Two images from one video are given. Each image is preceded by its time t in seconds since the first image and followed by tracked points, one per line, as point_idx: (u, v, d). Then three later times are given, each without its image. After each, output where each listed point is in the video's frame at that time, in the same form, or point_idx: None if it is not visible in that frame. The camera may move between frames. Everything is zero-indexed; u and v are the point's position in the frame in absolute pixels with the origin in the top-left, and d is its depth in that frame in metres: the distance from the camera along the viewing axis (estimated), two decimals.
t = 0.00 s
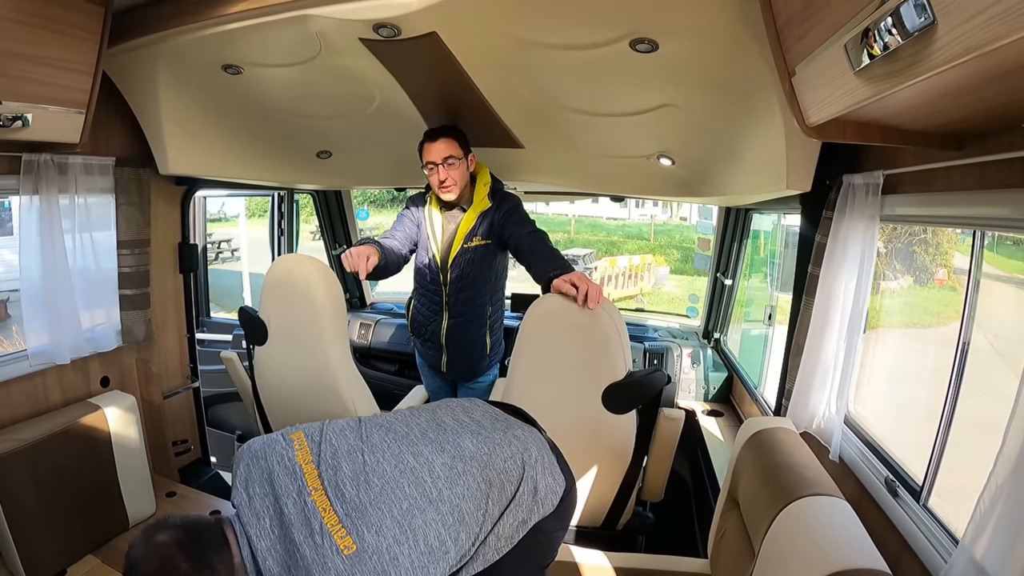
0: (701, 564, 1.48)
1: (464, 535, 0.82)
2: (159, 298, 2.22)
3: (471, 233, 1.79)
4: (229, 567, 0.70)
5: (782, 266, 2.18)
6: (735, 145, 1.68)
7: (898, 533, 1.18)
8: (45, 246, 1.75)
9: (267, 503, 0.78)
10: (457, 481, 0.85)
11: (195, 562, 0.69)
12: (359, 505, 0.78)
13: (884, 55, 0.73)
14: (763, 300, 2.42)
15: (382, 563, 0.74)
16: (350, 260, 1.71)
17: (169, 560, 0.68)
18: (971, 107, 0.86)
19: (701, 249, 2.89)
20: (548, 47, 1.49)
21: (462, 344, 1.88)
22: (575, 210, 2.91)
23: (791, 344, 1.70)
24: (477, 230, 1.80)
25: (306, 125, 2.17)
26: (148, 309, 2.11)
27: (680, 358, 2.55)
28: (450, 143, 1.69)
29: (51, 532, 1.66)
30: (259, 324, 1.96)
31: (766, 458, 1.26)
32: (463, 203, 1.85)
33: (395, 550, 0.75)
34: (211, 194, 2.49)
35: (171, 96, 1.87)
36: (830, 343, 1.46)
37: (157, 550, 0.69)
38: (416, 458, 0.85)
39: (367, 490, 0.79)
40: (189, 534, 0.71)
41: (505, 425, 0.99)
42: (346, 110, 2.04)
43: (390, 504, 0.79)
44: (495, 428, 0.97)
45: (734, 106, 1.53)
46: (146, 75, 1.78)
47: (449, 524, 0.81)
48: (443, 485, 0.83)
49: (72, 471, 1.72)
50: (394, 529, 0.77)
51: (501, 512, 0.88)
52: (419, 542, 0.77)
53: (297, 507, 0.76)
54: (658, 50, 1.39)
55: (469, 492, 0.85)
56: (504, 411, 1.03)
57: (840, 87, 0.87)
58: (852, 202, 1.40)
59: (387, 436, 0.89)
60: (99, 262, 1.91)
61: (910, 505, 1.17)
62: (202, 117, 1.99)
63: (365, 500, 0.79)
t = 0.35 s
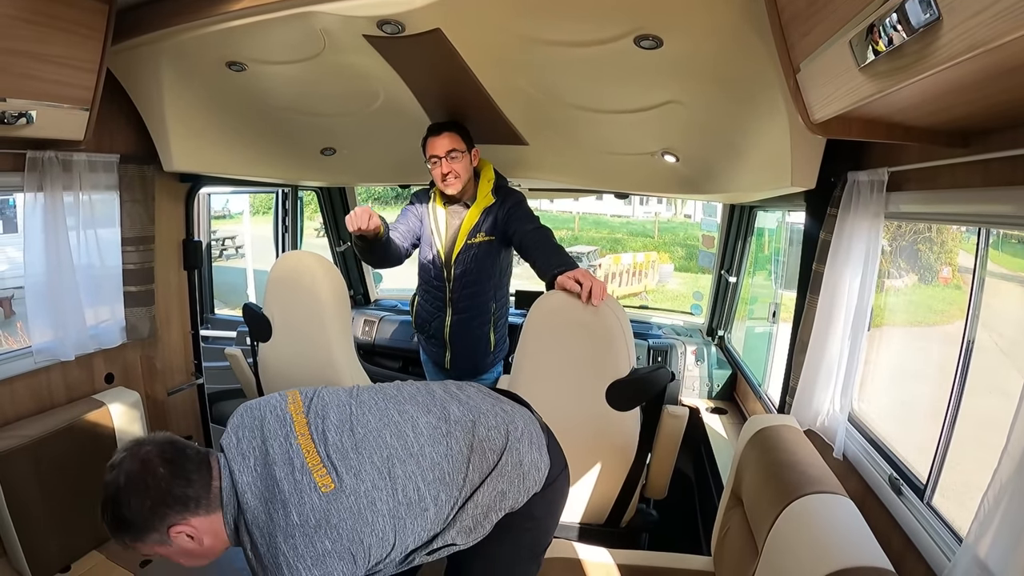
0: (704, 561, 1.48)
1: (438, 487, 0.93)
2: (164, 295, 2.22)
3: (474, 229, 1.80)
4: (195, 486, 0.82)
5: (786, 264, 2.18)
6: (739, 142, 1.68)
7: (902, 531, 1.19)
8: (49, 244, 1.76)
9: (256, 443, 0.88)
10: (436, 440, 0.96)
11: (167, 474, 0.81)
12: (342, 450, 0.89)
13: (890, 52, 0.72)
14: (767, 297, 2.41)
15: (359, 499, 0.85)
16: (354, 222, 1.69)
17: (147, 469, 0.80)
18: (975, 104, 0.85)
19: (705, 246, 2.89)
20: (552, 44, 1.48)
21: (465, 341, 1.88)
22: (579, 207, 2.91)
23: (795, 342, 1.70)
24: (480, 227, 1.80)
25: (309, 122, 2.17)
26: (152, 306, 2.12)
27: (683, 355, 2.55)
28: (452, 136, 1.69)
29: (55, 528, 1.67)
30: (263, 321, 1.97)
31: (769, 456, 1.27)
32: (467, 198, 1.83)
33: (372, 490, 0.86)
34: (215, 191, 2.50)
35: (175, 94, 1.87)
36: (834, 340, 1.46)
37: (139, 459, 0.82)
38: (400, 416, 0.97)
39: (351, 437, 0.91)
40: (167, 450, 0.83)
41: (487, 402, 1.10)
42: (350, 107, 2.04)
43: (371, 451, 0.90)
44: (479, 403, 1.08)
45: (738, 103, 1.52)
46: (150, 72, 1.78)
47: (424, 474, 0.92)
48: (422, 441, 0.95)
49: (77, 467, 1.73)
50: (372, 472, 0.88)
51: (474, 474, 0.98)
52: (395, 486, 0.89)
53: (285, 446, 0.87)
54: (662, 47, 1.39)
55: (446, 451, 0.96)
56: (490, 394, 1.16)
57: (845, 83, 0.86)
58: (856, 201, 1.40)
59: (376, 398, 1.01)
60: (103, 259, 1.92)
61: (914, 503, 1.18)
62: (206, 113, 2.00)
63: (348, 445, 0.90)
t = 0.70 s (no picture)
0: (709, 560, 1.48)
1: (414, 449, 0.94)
2: (170, 295, 2.24)
3: (481, 229, 1.80)
4: (175, 420, 0.83)
5: (792, 263, 2.17)
6: (744, 141, 1.68)
7: (907, 531, 1.18)
8: (56, 244, 1.77)
9: (243, 391, 0.89)
10: (420, 405, 0.96)
11: (150, 406, 0.82)
12: (323, 402, 0.90)
13: (895, 50, 0.72)
14: (773, 297, 2.41)
15: (330, 448, 0.86)
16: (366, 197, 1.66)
17: (132, 399, 0.82)
18: (979, 103, 0.85)
19: (711, 246, 2.88)
20: (556, 43, 1.49)
21: (471, 340, 1.88)
22: (584, 207, 2.91)
23: (801, 342, 1.70)
24: (486, 226, 1.80)
25: (314, 122, 2.18)
26: (158, 306, 2.14)
27: (688, 355, 2.55)
28: (459, 136, 1.69)
29: (62, 526, 1.69)
30: (269, 320, 1.94)
31: (775, 456, 1.27)
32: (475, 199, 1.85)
33: (345, 441, 0.88)
34: (221, 191, 2.51)
35: (181, 95, 1.89)
36: (840, 339, 1.45)
37: (127, 391, 0.84)
38: (388, 379, 0.98)
39: (334, 392, 0.92)
40: (155, 386, 0.85)
41: (481, 381, 1.10)
42: (355, 108, 2.05)
43: (351, 406, 0.91)
44: (472, 380, 1.08)
45: (743, 103, 1.52)
46: (156, 73, 1.80)
47: (402, 435, 0.93)
48: (406, 405, 0.95)
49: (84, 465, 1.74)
50: (349, 425, 0.89)
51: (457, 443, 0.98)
52: (370, 442, 0.90)
53: (269, 396, 0.89)
54: (667, 46, 1.39)
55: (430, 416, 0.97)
56: (487, 376, 1.15)
57: (851, 82, 0.86)
58: (862, 200, 1.40)
59: (368, 361, 1.02)
60: (110, 259, 1.94)
61: (920, 502, 1.17)
62: (212, 112, 2.00)
63: (330, 399, 0.91)
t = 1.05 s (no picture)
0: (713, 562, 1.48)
1: (415, 407, 0.94)
2: (176, 293, 2.25)
3: (488, 229, 1.80)
4: (181, 340, 0.83)
5: (798, 265, 2.17)
6: (751, 142, 1.67)
7: (912, 533, 1.18)
8: (63, 242, 1.79)
9: (260, 328, 0.92)
10: (426, 371, 0.97)
11: (160, 324, 0.82)
12: (333, 347, 0.92)
13: (903, 52, 0.72)
14: (778, 299, 2.40)
15: (331, 387, 0.87)
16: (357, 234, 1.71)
17: (144, 314, 0.82)
18: (988, 105, 0.85)
19: (717, 247, 2.88)
20: (564, 44, 1.49)
21: (477, 340, 1.87)
22: (590, 208, 2.91)
23: (807, 344, 1.69)
24: (493, 226, 1.81)
25: (321, 121, 2.18)
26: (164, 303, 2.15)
27: (693, 356, 2.55)
28: (466, 136, 1.69)
29: (67, 521, 1.70)
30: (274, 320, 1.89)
31: (781, 458, 1.26)
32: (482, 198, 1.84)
33: (348, 384, 0.89)
34: (227, 189, 2.52)
35: (189, 93, 1.90)
36: (846, 341, 1.45)
37: (141, 308, 0.84)
38: (400, 340, 0.99)
39: (346, 341, 0.94)
40: (168, 308, 0.86)
41: (491, 370, 1.10)
42: (362, 107, 2.06)
43: (360, 355, 0.92)
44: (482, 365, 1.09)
45: (751, 104, 1.52)
46: (164, 71, 1.81)
47: (405, 391, 0.93)
48: (413, 367, 0.96)
49: (91, 461, 1.76)
50: (354, 371, 0.90)
51: (459, 412, 0.98)
52: (372, 390, 0.90)
53: (281, 334, 0.91)
54: (674, 47, 1.39)
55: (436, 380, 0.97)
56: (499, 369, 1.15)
57: (859, 84, 0.86)
58: (869, 202, 1.39)
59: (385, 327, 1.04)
60: (116, 257, 1.95)
61: (925, 505, 1.17)
62: (220, 111, 2.01)
63: (341, 346, 0.92)
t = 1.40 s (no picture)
0: (718, 564, 1.48)
1: (421, 361, 0.94)
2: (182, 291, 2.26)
3: (494, 229, 1.81)
4: (199, 261, 0.87)
5: (804, 267, 2.16)
6: (758, 144, 1.67)
7: (917, 537, 1.17)
8: (70, 239, 1.80)
9: (284, 269, 0.95)
10: (439, 337, 0.98)
11: (185, 244, 0.86)
12: (351, 294, 0.93)
13: (913, 55, 0.72)
14: (784, 301, 2.39)
15: (341, 325, 0.88)
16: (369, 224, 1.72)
17: (172, 232, 0.87)
18: (998, 108, 0.84)
19: (722, 249, 2.87)
20: (572, 44, 1.49)
21: (481, 340, 1.88)
22: (595, 209, 2.91)
23: (813, 346, 1.69)
24: (500, 227, 1.81)
25: (328, 120, 2.19)
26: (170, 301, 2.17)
27: (699, 358, 2.55)
28: (474, 135, 1.70)
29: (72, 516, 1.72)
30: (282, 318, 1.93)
31: (786, 460, 1.26)
32: (489, 198, 1.85)
33: (358, 326, 0.89)
34: (234, 187, 2.53)
35: (197, 92, 1.91)
36: (852, 344, 1.45)
37: (171, 226, 0.88)
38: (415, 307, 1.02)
39: (364, 294, 0.95)
40: (197, 231, 0.90)
41: (499, 361, 1.12)
42: (369, 106, 2.07)
43: (376, 307, 0.94)
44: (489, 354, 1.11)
45: (758, 106, 1.52)
46: (172, 69, 1.82)
47: (414, 348, 0.93)
48: (426, 329, 0.97)
49: (96, 457, 1.77)
50: (366, 315, 0.91)
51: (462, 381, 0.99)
52: (381, 337, 0.90)
53: (302, 276, 0.94)
54: (682, 48, 1.39)
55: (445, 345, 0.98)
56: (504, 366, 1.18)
57: (868, 86, 0.86)
58: (876, 204, 1.39)
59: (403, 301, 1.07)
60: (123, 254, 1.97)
61: (931, 509, 1.16)
62: (228, 109, 2.02)
63: (358, 295, 0.94)
